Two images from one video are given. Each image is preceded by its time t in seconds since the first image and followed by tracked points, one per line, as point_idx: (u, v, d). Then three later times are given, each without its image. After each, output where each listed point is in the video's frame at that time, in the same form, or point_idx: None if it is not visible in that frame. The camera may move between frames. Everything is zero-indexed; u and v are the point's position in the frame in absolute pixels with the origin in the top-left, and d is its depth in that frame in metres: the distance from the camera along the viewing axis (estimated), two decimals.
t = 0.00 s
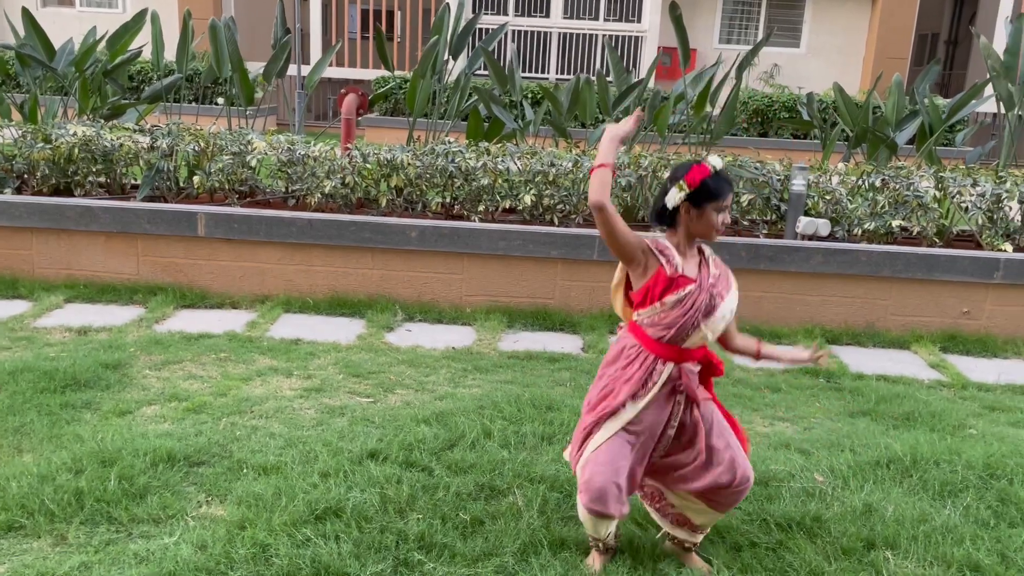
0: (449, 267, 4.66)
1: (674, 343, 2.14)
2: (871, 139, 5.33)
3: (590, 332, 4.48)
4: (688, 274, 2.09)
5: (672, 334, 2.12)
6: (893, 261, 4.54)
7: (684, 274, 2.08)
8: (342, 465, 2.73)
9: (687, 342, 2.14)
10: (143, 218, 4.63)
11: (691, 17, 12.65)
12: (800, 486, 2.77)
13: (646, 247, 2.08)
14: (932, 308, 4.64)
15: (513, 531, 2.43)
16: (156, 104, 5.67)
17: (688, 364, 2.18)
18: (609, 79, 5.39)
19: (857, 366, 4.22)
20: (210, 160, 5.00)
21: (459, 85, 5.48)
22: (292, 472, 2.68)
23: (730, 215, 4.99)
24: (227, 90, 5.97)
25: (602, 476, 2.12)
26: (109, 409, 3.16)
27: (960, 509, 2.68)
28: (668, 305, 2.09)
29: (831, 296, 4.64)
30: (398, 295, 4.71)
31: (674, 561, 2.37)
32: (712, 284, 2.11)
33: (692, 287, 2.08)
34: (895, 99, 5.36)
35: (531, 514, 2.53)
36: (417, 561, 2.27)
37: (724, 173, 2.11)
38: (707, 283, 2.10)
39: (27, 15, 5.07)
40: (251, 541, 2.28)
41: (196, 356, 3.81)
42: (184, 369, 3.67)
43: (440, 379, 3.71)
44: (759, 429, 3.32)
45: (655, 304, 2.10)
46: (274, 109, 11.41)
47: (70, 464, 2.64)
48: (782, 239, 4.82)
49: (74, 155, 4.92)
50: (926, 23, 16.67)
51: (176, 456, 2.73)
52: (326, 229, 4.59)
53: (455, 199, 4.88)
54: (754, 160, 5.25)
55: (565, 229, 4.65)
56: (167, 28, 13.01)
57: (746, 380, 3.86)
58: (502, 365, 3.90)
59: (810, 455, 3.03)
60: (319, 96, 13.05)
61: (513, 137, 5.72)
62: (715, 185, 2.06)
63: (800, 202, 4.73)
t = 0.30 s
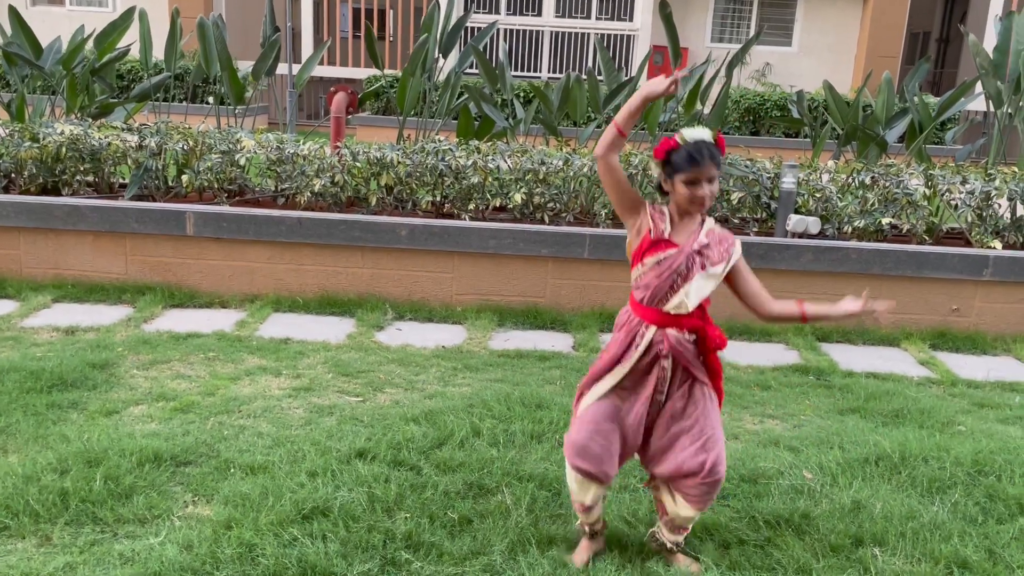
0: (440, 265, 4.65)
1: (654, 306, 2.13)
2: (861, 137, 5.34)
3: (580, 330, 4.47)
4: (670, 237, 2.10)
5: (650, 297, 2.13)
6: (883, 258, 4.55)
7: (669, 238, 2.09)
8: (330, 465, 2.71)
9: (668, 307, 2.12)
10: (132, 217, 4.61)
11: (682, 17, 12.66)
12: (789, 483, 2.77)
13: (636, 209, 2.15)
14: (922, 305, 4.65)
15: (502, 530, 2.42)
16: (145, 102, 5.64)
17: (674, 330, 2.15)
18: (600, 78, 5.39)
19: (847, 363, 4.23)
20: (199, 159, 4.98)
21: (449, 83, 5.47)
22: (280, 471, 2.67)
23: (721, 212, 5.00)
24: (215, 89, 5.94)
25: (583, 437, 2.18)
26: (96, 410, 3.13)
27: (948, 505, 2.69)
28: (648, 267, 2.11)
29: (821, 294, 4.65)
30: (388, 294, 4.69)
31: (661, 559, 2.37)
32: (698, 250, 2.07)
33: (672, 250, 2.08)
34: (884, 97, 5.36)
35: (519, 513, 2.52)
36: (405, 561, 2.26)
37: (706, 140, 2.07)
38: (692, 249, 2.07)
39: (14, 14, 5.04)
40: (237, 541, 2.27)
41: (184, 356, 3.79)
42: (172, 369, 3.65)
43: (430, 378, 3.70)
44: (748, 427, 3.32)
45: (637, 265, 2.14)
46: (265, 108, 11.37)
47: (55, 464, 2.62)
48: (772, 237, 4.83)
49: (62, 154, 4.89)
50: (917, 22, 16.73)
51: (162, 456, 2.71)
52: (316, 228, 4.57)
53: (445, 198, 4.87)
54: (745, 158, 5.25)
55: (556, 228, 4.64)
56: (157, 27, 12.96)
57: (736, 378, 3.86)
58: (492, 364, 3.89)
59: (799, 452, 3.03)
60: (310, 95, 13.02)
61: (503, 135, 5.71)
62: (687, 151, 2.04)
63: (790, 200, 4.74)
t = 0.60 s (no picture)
0: (437, 266, 4.65)
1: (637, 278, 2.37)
2: (857, 137, 5.33)
3: (577, 330, 4.48)
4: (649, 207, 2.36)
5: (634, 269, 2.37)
6: (879, 258, 4.55)
7: (650, 209, 2.36)
8: (328, 466, 2.71)
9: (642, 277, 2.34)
10: (128, 218, 4.60)
11: (680, 16, 12.67)
12: (786, 483, 2.77)
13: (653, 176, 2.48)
14: (919, 304, 4.66)
15: (499, 530, 2.42)
16: (141, 103, 5.63)
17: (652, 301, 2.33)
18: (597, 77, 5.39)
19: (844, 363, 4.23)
20: (196, 160, 4.97)
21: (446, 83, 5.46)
22: (277, 472, 2.66)
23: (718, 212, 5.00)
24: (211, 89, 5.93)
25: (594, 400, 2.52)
26: (93, 411, 3.13)
27: (945, 505, 2.69)
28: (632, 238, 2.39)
29: (819, 294, 4.66)
30: (386, 294, 4.69)
31: (660, 559, 2.36)
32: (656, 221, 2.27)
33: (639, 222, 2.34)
34: (880, 96, 5.36)
35: (517, 513, 2.52)
36: (403, 561, 2.26)
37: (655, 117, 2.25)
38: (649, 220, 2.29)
39: (11, 14, 5.03)
40: (234, 542, 2.27)
41: (182, 357, 3.79)
42: (169, 370, 3.64)
43: (427, 378, 3.70)
44: (746, 427, 3.32)
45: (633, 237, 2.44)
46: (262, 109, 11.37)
47: (53, 466, 2.62)
48: (769, 237, 4.84)
49: (58, 155, 4.88)
50: (915, 21, 16.75)
51: (160, 457, 2.71)
52: (313, 228, 4.57)
53: (442, 199, 4.87)
54: (742, 158, 5.26)
55: (553, 228, 4.64)
56: (154, 27, 12.93)
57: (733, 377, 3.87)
58: (490, 364, 3.89)
59: (796, 452, 3.03)
60: (308, 95, 13.02)
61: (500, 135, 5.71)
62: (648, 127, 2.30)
63: (787, 199, 4.75)
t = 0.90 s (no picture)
0: (437, 267, 4.65)
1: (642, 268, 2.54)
2: (857, 136, 5.34)
3: (578, 330, 4.48)
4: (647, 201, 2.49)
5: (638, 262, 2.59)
6: (879, 257, 4.55)
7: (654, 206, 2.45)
8: (329, 467, 2.71)
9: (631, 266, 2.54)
10: (128, 220, 4.60)
11: (679, 17, 12.68)
12: (787, 483, 2.78)
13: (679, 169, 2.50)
14: (919, 304, 4.66)
15: (501, 531, 2.42)
16: (141, 105, 5.63)
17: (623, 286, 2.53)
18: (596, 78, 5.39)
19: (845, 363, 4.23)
20: (196, 162, 4.97)
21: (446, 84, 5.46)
22: (279, 474, 2.66)
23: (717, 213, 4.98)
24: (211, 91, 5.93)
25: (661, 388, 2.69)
26: (94, 413, 3.13)
27: (947, 504, 2.69)
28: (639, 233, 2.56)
29: (819, 294, 4.66)
30: (385, 295, 4.69)
31: (661, 560, 2.36)
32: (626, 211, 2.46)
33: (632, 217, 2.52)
34: (880, 96, 5.37)
35: (518, 514, 2.52)
36: (405, 563, 2.26)
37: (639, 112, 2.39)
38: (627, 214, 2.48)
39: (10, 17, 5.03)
40: (236, 543, 2.27)
41: (182, 359, 3.78)
42: (170, 372, 3.64)
43: (428, 379, 3.70)
44: (746, 427, 3.32)
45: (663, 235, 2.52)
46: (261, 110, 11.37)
47: (54, 468, 2.61)
48: (769, 237, 4.84)
49: (58, 157, 4.88)
50: (914, 20, 16.78)
51: (161, 459, 2.71)
52: (313, 230, 4.57)
53: (442, 200, 4.88)
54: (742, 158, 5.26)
55: (553, 228, 4.64)
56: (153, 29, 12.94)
57: (734, 377, 3.87)
58: (490, 365, 3.89)
59: (797, 452, 3.03)
60: (307, 97, 13.03)
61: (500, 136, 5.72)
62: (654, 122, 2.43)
63: (787, 199, 4.76)
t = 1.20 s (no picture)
0: (436, 269, 4.65)
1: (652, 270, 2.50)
2: (854, 137, 5.36)
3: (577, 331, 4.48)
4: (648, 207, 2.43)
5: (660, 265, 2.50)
6: (878, 257, 4.56)
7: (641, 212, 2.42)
8: (329, 470, 2.71)
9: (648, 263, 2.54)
10: (127, 223, 4.60)
11: (676, 18, 12.70)
12: (787, 483, 2.78)
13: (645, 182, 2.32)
14: (917, 303, 4.67)
15: (501, 533, 2.42)
16: (139, 108, 5.62)
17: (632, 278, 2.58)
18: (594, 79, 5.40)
19: (844, 363, 4.24)
20: (194, 165, 4.97)
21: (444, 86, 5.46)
22: (279, 477, 2.66)
23: (715, 214, 4.98)
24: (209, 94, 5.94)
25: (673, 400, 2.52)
26: (93, 417, 3.12)
27: (946, 504, 2.70)
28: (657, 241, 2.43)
29: (817, 294, 4.66)
30: (385, 297, 4.69)
31: (662, 560, 2.36)
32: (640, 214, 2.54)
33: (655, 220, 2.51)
34: (878, 97, 5.38)
35: (518, 516, 2.52)
36: (405, 565, 2.26)
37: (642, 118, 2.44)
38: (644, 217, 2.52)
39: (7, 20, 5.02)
40: (236, 547, 2.27)
41: (181, 362, 3.78)
42: (169, 375, 3.64)
43: (427, 382, 3.70)
44: (746, 427, 3.33)
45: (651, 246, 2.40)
46: (259, 112, 11.37)
47: (54, 472, 2.61)
48: (767, 237, 4.85)
49: (57, 161, 4.86)
50: (911, 21, 16.83)
51: (161, 462, 2.71)
52: (312, 232, 4.57)
53: (441, 201, 4.88)
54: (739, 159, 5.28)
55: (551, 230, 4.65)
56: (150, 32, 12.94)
57: (732, 378, 3.88)
58: (490, 367, 3.90)
59: (797, 452, 3.04)
60: (305, 99, 13.03)
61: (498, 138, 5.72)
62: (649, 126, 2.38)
63: (785, 200, 4.76)
